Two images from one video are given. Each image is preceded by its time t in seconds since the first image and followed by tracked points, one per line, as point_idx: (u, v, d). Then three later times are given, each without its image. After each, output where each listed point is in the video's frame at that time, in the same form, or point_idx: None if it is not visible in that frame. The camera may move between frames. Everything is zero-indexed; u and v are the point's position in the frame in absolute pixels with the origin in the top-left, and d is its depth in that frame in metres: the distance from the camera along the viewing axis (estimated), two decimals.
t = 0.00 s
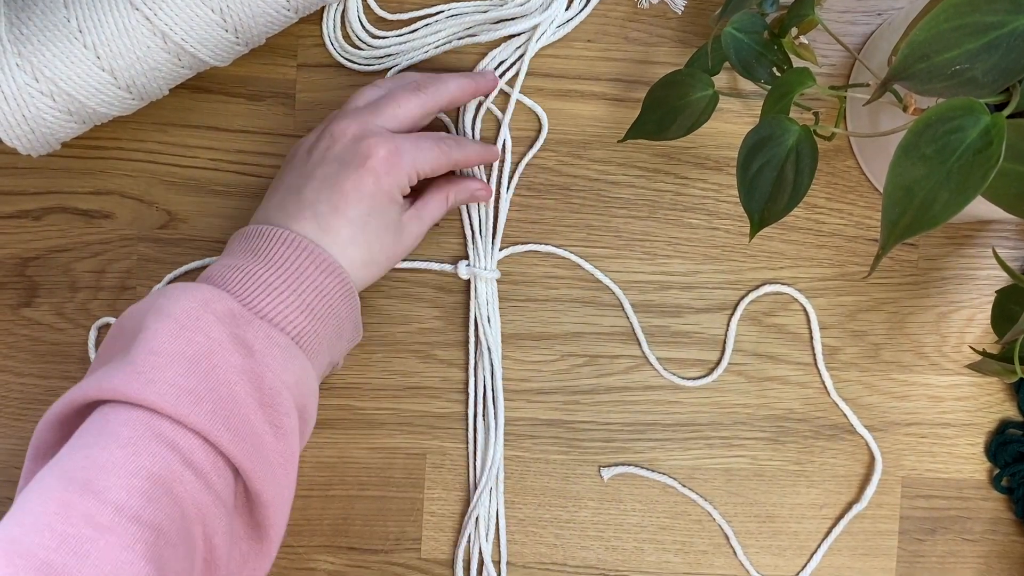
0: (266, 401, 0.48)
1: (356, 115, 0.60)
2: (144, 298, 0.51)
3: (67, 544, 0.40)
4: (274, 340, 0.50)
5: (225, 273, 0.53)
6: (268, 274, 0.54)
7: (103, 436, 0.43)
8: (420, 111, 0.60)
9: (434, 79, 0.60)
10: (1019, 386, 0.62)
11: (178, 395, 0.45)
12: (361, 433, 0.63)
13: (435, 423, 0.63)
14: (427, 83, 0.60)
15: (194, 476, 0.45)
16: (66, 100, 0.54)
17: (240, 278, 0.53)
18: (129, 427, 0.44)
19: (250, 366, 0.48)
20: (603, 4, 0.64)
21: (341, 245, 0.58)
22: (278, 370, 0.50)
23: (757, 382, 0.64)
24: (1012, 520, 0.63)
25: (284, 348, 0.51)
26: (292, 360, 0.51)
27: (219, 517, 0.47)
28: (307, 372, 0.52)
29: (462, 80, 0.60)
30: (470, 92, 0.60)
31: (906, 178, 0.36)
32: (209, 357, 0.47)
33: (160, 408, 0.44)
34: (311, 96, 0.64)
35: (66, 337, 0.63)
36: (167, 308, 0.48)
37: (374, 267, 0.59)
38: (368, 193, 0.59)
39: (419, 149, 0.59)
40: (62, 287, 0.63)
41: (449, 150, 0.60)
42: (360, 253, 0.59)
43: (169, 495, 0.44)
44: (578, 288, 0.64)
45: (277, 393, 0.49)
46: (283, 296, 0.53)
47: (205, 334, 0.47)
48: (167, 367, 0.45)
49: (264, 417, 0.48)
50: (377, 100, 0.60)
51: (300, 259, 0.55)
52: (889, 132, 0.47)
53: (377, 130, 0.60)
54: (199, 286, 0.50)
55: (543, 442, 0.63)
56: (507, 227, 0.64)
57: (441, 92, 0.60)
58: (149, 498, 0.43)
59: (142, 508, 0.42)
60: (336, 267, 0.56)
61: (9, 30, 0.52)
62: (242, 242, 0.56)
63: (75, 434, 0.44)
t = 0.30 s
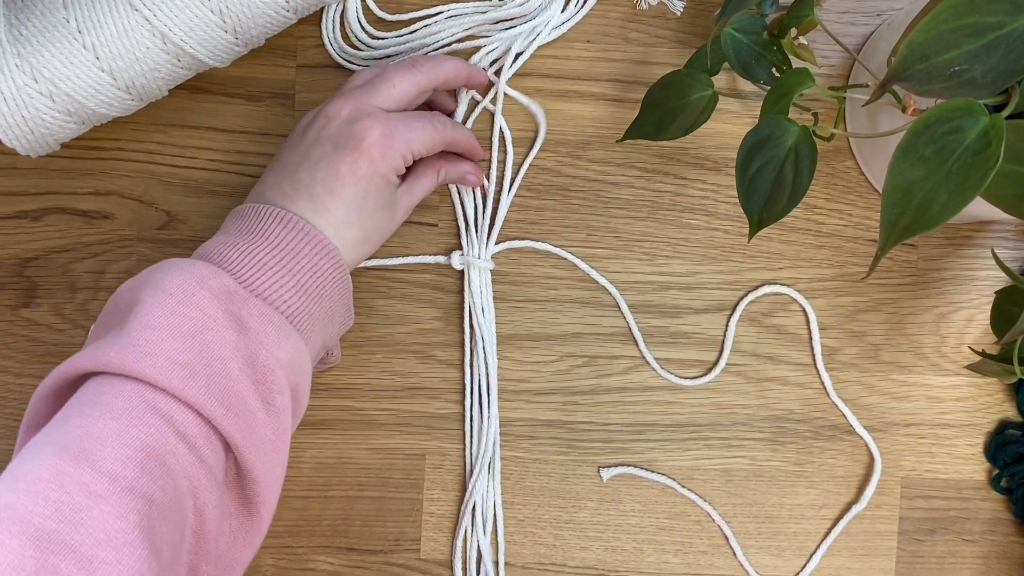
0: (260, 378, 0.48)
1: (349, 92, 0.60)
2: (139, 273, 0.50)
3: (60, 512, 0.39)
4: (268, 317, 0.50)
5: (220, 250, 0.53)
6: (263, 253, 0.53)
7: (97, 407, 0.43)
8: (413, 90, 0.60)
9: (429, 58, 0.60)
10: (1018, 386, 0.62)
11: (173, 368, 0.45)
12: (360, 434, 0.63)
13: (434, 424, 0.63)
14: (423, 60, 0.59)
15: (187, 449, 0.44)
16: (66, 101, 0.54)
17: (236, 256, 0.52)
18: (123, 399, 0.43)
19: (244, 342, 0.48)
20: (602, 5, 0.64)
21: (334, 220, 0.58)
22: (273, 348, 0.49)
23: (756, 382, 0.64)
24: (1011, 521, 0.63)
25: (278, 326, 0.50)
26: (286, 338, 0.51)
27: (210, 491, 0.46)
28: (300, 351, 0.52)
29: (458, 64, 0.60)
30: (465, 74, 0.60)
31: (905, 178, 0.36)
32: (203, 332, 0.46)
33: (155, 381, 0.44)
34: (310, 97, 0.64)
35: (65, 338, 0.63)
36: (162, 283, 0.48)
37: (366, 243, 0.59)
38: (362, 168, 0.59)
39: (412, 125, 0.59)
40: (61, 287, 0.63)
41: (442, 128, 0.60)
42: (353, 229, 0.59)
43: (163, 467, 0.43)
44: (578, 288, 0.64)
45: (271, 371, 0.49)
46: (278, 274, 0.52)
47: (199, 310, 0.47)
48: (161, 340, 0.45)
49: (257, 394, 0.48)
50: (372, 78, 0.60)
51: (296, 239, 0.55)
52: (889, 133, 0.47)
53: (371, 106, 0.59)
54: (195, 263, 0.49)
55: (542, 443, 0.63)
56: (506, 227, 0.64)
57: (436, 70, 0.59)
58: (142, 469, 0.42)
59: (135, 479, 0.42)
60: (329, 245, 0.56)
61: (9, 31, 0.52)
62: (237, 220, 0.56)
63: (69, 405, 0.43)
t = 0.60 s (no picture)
0: (271, 357, 0.48)
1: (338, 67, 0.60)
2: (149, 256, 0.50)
3: (75, 485, 0.39)
4: (278, 296, 0.50)
5: (228, 231, 0.53)
6: (272, 234, 0.53)
7: (110, 384, 0.43)
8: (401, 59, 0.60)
9: (415, 23, 0.60)
10: (1018, 387, 0.62)
11: (185, 345, 0.44)
12: (360, 434, 0.63)
13: (433, 425, 0.63)
14: (408, 26, 0.59)
15: (199, 426, 0.44)
16: (65, 102, 0.54)
17: (244, 236, 0.52)
18: (137, 376, 0.43)
19: (255, 320, 0.48)
20: (601, 5, 0.64)
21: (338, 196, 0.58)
22: (283, 326, 0.49)
23: (756, 383, 0.64)
24: (1010, 522, 0.63)
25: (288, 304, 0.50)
26: (297, 317, 0.50)
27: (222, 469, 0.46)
28: (310, 330, 0.51)
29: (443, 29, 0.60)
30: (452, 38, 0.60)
31: (905, 179, 0.36)
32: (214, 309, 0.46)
33: (168, 359, 0.44)
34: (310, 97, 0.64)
35: (65, 338, 0.63)
36: (173, 264, 0.48)
37: (371, 215, 0.59)
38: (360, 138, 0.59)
39: (405, 89, 0.59)
40: (60, 288, 0.63)
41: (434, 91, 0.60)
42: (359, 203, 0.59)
43: (176, 442, 0.43)
44: (577, 289, 0.64)
45: (282, 350, 0.49)
46: (287, 254, 0.52)
47: (210, 288, 0.47)
48: (173, 318, 0.45)
49: (268, 373, 0.48)
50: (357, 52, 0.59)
51: (304, 220, 0.55)
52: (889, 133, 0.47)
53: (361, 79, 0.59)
54: (207, 245, 0.49)
55: (541, 443, 0.63)
56: (506, 228, 0.64)
57: (423, 34, 0.59)
58: (155, 443, 0.42)
59: (148, 454, 0.42)
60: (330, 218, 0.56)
61: (8, 32, 0.52)
62: (244, 203, 0.56)
63: (83, 383, 0.44)
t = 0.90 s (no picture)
0: (224, 424, 0.48)
1: (373, 118, 0.61)
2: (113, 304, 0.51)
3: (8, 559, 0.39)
4: (237, 361, 0.50)
5: (198, 281, 0.52)
6: (240, 289, 0.53)
7: (57, 449, 0.43)
8: (433, 120, 0.60)
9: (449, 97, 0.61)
10: (1018, 387, 0.62)
11: (137, 415, 0.45)
12: (360, 434, 0.63)
13: (433, 425, 0.63)
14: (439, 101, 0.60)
15: (145, 495, 0.45)
16: (65, 102, 0.54)
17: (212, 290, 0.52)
18: (83, 444, 0.44)
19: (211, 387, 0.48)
20: (601, 5, 0.64)
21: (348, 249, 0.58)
22: (240, 393, 0.49)
23: (755, 383, 0.64)
24: (1010, 522, 0.63)
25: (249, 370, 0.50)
26: (255, 382, 0.50)
27: (167, 536, 0.46)
28: (269, 395, 0.51)
29: (479, 94, 0.60)
30: (488, 106, 0.60)
31: (904, 180, 0.36)
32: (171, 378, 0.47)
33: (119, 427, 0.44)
34: (310, 98, 0.64)
35: (65, 338, 0.63)
36: (133, 323, 0.48)
37: (376, 275, 0.58)
38: (379, 195, 0.58)
39: (425, 162, 0.58)
40: (60, 288, 0.63)
41: (464, 146, 0.58)
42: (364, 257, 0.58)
43: (118, 513, 0.43)
44: (577, 289, 0.64)
45: (237, 417, 0.49)
46: (256, 312, 0.52)
47: (167, 354, 0.47)
48: (126, 384, 0.45)
49: (220, 441, 0.48)
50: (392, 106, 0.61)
51: (274, 275, 0.54)
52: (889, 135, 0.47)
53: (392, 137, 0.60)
54: (170, 301, 0.50)
55: (541, 444, 0.63)
56: (506, 228, 0.64)
57: (453, 110, 0.60)
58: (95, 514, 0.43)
59: (86, 528, 0.42)
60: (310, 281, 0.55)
61: (8, 32, 0.52)
62: (213, 247, 0.55)
63: (32, 441, 0.44)
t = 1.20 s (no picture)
0: (269, 446, 0.51)
1: (383, 154, 0.65)
2: (160, 315, 0.52)
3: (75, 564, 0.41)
4: (283, 388, 0.53)
5: (240, 305, 0.56)
6: (280, 315, 0.56)
7: (117, 456, 0.45)
8: (441, 156, 0.64)
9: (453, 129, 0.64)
10: (1017, 387, 0.62)
11: (194, 430, 0.47)
12: (360, 435, 0.63)
13: (433, 425, 0.63)
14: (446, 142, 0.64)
15: (194, 508, 0.47)
16: (64, 102, 0.54)
17: (254, 313, 0.55)
18: (143, 455, 0.46)
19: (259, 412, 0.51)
20: (601, 6, 0.64)
21: (374, 286, 0.62)
22: (283, 419, 0.53)
23: (755, 384, 0.64)
24: (1010, 522, 0.63)
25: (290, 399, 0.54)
26: (294, 411, 0.54)
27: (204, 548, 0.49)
28: (303, 420, 0.55)
29: (480, 125, 0.63)
30: (489, 134, 0.63)
31: (904, 180, 0.36)
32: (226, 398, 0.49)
33: (178, 440, 0.46)
34: (310, 98, 0.64)
35: (65, 339, 0.63)
36: (190, 339, 0.50)
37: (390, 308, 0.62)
38: (399, 234, 0.63)
39: (439, 207, 0.63)
40: (60, 288, 0.63)
41: (472, 180, 0.62)
42: (386, 293, 0.62)
43: (170, 523, 0.46)
44: (577, 289, 0.64)
45: (279, 441, 0.52)
46: (296, 338, 0.56)
47: (224, 374, 0.50)
48: (186, 400, 0.48)
49: (265, 461, 0.51)
50: (399, 139, 0.64)
51: (312, 305, 0.58)
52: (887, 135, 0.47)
53: (405, 176, 0.64)
54: (224, 321, 0.52)
55: (541, 444, 0.63)
56: (506, 228, 0.64)
57: (460, 147, 0.63)
58: (150, 524, 0.45)
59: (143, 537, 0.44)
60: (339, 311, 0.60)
61: (8, 32, 0.52)
62: (251, 270, 0.58)
63: (84, 444, 0.45)
